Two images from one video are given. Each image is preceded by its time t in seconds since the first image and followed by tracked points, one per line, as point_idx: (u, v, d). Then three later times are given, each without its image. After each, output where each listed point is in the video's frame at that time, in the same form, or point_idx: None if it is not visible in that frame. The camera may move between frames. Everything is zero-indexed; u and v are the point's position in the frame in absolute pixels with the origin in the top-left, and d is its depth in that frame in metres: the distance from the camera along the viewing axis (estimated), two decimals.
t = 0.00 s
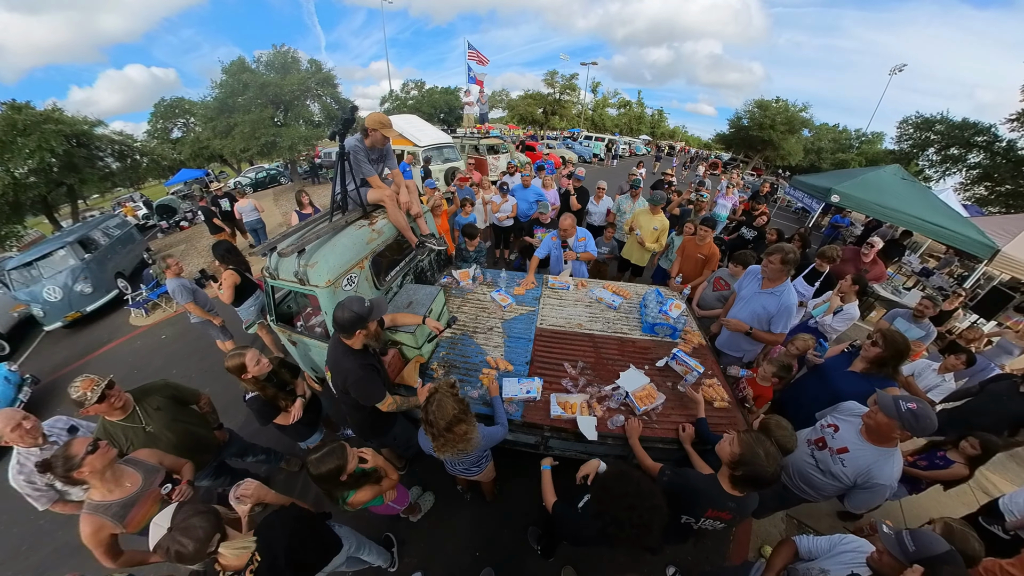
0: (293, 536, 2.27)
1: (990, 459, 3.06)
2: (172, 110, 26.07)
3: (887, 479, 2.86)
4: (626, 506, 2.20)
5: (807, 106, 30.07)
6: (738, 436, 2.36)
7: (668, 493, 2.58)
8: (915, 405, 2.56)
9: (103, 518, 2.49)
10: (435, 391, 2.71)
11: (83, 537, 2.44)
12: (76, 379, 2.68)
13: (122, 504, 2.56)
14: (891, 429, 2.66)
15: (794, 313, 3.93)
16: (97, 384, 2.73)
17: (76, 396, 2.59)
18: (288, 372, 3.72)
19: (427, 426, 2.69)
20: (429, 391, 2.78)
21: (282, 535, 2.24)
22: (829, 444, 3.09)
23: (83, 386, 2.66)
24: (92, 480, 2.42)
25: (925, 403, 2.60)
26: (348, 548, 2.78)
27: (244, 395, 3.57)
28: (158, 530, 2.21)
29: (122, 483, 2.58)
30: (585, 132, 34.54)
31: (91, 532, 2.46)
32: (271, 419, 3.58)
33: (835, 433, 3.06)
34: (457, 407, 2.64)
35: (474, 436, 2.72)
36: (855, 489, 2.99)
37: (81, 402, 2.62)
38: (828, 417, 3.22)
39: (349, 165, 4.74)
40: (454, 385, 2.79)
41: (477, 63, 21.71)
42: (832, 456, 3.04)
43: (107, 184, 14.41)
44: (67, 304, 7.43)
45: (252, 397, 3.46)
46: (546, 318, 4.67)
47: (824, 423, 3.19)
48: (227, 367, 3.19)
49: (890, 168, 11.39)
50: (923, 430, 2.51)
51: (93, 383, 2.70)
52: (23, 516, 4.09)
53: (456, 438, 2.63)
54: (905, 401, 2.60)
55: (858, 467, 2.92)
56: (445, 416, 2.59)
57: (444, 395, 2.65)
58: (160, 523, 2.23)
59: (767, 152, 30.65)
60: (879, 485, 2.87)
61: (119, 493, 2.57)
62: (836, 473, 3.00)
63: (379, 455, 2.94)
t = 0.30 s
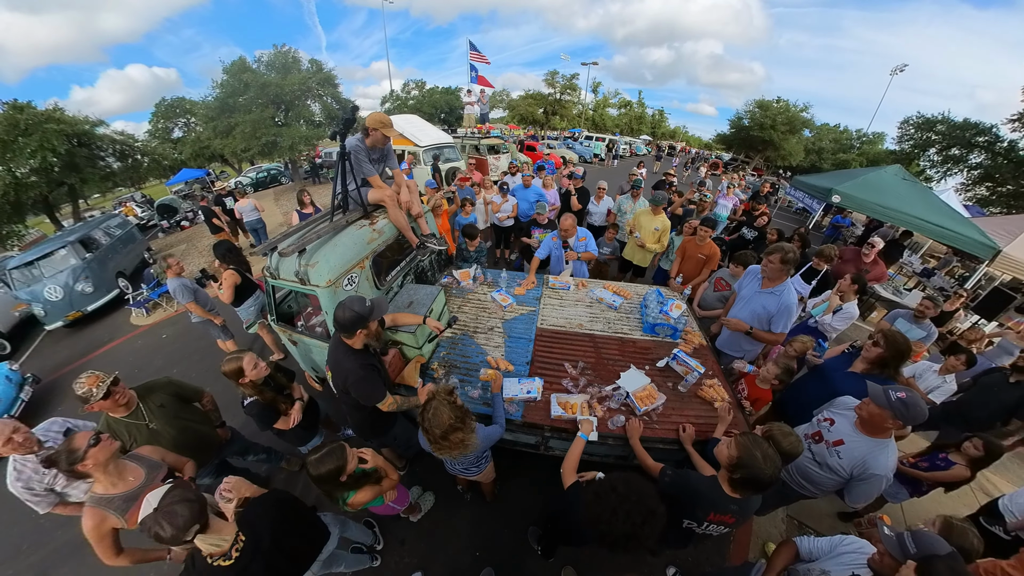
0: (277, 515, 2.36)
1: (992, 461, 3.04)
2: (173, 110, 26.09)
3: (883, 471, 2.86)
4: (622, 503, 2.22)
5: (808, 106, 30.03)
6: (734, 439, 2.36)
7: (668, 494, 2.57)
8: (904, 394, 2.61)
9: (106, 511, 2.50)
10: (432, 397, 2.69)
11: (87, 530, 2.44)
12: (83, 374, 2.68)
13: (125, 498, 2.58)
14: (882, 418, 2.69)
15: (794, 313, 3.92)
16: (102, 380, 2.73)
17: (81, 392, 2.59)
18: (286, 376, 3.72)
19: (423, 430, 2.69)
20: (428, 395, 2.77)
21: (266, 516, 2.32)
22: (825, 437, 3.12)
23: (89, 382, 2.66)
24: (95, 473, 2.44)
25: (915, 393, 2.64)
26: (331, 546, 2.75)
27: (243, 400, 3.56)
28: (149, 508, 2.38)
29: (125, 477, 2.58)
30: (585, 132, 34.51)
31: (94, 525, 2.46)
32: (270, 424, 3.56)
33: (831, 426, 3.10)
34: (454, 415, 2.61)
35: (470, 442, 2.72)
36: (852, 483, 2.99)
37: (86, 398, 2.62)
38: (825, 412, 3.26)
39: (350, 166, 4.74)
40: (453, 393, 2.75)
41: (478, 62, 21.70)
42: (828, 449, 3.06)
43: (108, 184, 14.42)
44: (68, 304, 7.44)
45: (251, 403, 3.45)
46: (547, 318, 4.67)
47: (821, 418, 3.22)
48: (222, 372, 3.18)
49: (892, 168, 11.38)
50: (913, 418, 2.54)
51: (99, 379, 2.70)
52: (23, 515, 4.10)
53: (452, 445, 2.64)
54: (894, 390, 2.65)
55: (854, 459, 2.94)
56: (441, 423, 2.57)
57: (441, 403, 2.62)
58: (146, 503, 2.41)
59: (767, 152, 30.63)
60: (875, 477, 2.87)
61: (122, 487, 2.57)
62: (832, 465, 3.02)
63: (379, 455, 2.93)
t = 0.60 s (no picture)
0: (267, 486, 2.46)
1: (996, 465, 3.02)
2: (174, 110, 26.15)
3: (880, 467, 2.87)
4: (617, 502, 2.24)
5: (809, 107, 30.05)
6: (733, 441, 2.36)
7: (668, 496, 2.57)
8: (899, 390, 2.61)
9: (108, 506, 2.50)
10: (432, 403, 2.69)
11: (89, 525, 2.45)
12: (88, 370, 2.69)
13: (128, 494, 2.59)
14: (879, 414, 2.70)
15: (794, 313, 3.93)
16: (107, 376, 2.74)
17: (85, 388, 2.60)
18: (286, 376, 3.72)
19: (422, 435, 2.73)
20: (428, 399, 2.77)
21: (257, 485, 2.43)
22: (823, 433, 3.13)
23: (94, 379, 2.68)
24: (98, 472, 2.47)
25: (911, 390, 2.64)
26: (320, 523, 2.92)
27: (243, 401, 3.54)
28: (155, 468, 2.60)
29: (128, 472, 2.60)
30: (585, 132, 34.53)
31: (97, 520, 2.47)
32: (272, 424, 3.57)
33: (828, 423, 3.11)
34: (452, 422, 2.60)
35: (468, 450, 2.75)
36: (849, 479, 3.00)
37: (90, 394, 2.63)
38: (824, 409, 3.27)
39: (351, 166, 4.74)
40: (453, 399, 2.74)
41: (479, 62, 21.72)
42: (826, 445, 3.08)
43: (109, 183, 14.46)
44: (70, 303, 7.46)
45: (251, 404, 3.44)
46: (547, 318, 4.67)
47: (819, 415, 3.24)
48: (222, 373, 3.18)
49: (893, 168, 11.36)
50: (909, 414, 2.54)
51: (104, 375, 2.71)
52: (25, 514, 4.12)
53: (449, 452, 2.68)
54: (890, 386, 2.66)
55: (851, 455, 2.95)
56: (439, 429, 2.59)
57: (440, 409, 2.62)
58: (153, 464, 2.64)
59: (768, 152, 30.58)
60: (871, 473, 2.89)
61: (125, 482, 2.58)
62: (829, 461, 3.04)
63: (379, 455, 2.93)
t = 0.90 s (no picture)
0: (257, 451, 2.78)
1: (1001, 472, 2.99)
2: (175, 110, 26.18)
3: (879, 467, 2.88)
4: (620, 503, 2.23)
5: (810, 107, 30.01)
6: (732, 442, 2.36)
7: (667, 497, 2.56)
8: (901, 392, 2.62)
9: (107, 505, 2.52)
10: (434, 404, 2.69)
11: (88, 523, 2.48)
12: (85, 373, 2.71)
13: (125, 493, 2.59)
14: (878, 415, 2.71)
15: (794, 313, 3.93)
16: (102, 379, 2.75)
17: (80, 391, 2.62)
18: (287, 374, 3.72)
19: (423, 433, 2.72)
20: (430, 400, 2.77)
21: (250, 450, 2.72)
22: (823, 433, 3.13)
23: (89, 381, 2.69)
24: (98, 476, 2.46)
25: (911, 391, 2.65)
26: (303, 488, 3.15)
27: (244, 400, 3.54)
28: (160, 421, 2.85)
29: (126, 472, 2.59)
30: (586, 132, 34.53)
31: (96, 518, 2.50)
32: (274, 422, 3.57)
33: (828, 423, 3.11)
34: (453, 425, 2.61)
35: (468, 451, 2.74)
36: (849, 480, 3.00)
37: (86, 396, 2.65)
38: (824, 410, 3.27)
39: (352, 166, 4.75)
40: (455, 401, 2.74)
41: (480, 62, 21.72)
42: (826, 445, 3.08)
43: (111, 183, 14.49)
44: (71, 303, 7.48)
45: (252, 403, 3.44)
46: (547, 318, 4.68)
47: (820, 415, 3.23)
48: (223, 372, 3.19)
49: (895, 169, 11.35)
50: (909, 415, 2.56)
51: (99, 378, 2.72)
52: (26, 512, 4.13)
53: (450, 452, 2.68)
54: (891, 387, 2.66)
55: (850, 456, 2.95)
56: (440, 431, 2.60)
57: (442, 411, 2.62)
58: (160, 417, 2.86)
59: (769, 153, 30.53)
60: (870, 473, 2.89)
61: (123, 482, 2.59)
62: (829, 462, 3.04)
63: (379, 454, 2.93)
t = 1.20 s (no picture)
0: (248, 434, 2.92)
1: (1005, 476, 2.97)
2: (177, 110, 26.22)
3: (883, 471, 2.87)
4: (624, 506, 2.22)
5: (812, 107, 29.95)
6: (735, 445, 2.35)
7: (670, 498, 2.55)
8: (906, 396, 2.62)
9: (102, 513, 2.49)
10: (436, 405, 2.68)
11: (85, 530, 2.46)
12: (75, 381, 2.69)
13: (120, 501, 2.54)
14: (882, 419, 2.69)
15: (796, 314, 3.91)
16: (93, 386, 2.74)
17: (71, 399, 2.61)
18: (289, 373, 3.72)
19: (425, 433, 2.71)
20: (432, 401, 2.77)
21: (240, 430, 2.89)
22: (826, 436, 3.13)
23: (80, 389, 2.68)
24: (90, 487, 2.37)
25: (916, 395, 2.65)
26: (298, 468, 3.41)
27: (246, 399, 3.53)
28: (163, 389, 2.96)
29: (119, 480, 2.52)
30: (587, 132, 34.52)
31: (91, 526, 2.47)
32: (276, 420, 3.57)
33: (832, 426, 3.10)
34: (455, 427, 2.61)
35: (469, 453, 2.73)
36: (852, 484, 2.99)
37: (77, 404, 2.63)
38: (827, 413, 3.25)
39: (354, 165, 4.75)
40: (457, 403, 2.73)
41: (481, 62, 21.71)
42: (829, 448, 3.07)
43: (112, 182, 14.50)
44: (73, 302, 7.48)
45: (254, 401, 3.43)
46: (548, 319, 4.67)
47: (823, 418, 3.22)
48: (225, 370, 3.18)
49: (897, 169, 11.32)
50: (914, 419, 2.55)
51: (90, 386, 2.72)
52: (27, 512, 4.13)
53: (451, 453, 2.67)
54: (897, 391, 2.66)
55: (853, 459, 2.95)
56: (441, 432, 2.59)
57: (444, 412, 2.62)
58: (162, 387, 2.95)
59: (771, 153, 30.46)
60: (873, 477, 2.87)
61: (117, 490, 2.52)
62: (831, 465, 3.03)
63: (381, 454, 2.93)
